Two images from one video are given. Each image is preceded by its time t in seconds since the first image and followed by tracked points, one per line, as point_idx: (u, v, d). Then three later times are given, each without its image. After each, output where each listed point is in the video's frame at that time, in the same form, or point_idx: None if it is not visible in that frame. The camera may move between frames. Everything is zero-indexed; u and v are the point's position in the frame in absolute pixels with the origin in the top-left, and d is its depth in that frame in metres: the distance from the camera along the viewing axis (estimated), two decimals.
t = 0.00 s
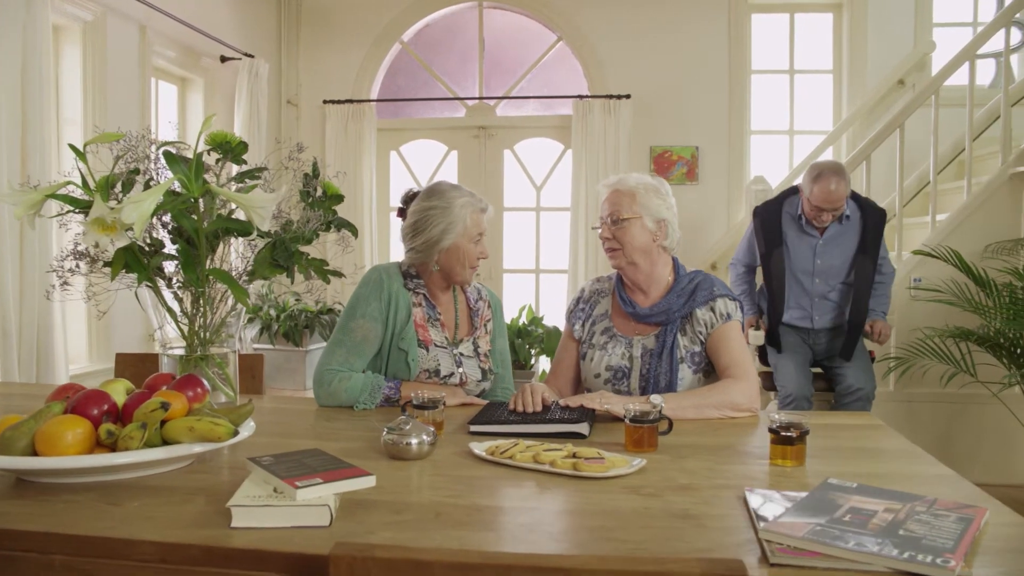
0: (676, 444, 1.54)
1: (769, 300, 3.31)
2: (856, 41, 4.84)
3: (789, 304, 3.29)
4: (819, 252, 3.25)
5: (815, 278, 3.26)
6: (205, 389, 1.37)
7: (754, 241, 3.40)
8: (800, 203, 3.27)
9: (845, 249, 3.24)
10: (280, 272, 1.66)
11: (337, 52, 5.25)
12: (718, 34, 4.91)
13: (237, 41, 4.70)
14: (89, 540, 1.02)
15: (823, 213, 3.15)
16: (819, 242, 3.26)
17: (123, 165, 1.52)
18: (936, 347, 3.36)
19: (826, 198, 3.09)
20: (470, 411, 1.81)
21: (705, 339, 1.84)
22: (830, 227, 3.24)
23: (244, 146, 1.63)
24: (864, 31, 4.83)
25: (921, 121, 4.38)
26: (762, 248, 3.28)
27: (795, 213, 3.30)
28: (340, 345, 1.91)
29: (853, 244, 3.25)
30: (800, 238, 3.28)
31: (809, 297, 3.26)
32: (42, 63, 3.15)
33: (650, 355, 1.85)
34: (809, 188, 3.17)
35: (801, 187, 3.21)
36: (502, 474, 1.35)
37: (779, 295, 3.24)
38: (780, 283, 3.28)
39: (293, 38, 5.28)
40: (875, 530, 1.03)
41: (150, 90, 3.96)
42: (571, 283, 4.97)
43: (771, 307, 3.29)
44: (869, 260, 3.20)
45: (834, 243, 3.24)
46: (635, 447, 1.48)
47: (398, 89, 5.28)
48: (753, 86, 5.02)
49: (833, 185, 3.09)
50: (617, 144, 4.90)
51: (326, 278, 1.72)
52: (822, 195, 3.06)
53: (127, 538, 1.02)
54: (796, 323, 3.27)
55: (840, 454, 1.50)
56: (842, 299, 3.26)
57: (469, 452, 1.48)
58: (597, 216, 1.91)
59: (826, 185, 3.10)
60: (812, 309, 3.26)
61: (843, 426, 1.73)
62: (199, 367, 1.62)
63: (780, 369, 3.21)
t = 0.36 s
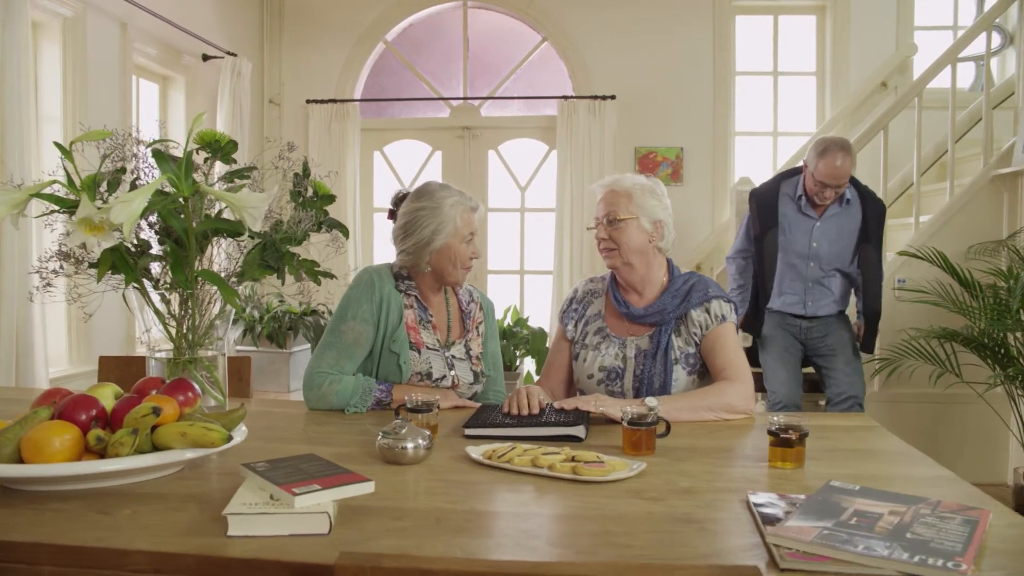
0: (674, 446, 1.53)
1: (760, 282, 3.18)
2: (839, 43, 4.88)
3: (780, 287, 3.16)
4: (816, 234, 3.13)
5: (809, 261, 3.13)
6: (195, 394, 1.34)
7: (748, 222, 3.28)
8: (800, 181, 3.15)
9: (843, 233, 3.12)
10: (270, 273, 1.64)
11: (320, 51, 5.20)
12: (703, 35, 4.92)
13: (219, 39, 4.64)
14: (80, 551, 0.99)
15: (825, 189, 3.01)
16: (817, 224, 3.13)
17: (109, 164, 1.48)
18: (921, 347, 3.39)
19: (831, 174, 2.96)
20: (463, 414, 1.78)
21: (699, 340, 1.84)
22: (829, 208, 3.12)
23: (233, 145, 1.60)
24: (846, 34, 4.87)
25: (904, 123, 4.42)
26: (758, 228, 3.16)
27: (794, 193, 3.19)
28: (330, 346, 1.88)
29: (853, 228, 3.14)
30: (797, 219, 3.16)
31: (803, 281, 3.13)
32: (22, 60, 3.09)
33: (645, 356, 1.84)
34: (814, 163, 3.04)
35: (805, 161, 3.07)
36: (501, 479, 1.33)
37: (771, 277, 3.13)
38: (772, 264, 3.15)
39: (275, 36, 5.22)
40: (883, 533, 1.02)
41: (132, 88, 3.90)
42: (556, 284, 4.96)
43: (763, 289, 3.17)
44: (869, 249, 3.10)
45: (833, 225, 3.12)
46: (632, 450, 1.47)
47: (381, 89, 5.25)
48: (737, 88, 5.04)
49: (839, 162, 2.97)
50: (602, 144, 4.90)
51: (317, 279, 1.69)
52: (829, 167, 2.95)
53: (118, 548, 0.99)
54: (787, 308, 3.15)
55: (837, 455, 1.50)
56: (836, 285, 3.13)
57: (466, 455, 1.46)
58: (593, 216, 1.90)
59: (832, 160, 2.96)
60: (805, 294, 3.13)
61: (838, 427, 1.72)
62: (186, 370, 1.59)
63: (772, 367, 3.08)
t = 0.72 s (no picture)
0: (674, 448, 1.52)
1: (759, 280, 3.01)
2: (825, 44, 4.91)
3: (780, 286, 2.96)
4: (820, 233, 2.92)
5: (811, 260, 2.93)
6: (190, 399, 1.31)
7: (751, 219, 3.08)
8: (809, 176, 2.95)
9: (848, 234, 2.93)
10: (264, 275, 1.61)
11: (305, 50, 5.15)
12: (689, 35, 4.93)
13: (203, 37, 4.58)
14: (74, 561, 0.96)
15: (835, 189, 2.82)
16: (822, 223, 2.93)
17: (98, 163, 1.45)
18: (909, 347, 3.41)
19: (842, 170, 2.76)
20: (459, 416, 1.76)
21: (696, 342, 1.83)
22: (836, 208, 2.93)
23: (225, 144, 1.57)
24: (832, 36, 4.90)
25: (888, 124, 4.45)
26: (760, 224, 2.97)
27: (800, 189, 2.99)
28: (323, 348, 1.85)
29: (859, 231, 2.95)
30: (802, 215, 2.96)
31: (806, 282, 2.92)
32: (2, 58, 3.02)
33: (643, 358, 1.83)
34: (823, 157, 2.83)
35: (815, 155, 2.87)
36: (503, 482, 1.31)
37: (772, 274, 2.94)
38: (774, 262, 2.97)
39: (260, 35, 5.17)
40: (893, 535, 1.01)
41: (114, 86, 3.84)
42: (543, 284, 4.95)
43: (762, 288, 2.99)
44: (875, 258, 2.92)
45: (839, 225, 2.92)
46: (633, 451, 1.45)
47: (367, 88, 5.21)
48: (723, 89, 5.06)
49: (852, 158, 2.75)
50: (589, 144, 4.89)
51: (310, 280, 1.66)
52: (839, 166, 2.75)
53: (115, 558, 0.96)
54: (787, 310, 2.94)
55: (837, 455, 1.49)
56: (838, 289, 2.92)
57: (465, 459, 1.44)
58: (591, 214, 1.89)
59: (844, 154, 2.75)
60: (805, 295, 2.91)
61: (837, 428, 1.72)
62: (178, 373, 1.55)
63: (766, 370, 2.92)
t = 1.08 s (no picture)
0: (672, 449, 1.51)
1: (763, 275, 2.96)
2: (809, 45, 4.94)
3: (785, 280, 2.94)
4: (828, 228, 2.93)
5: (818, 255, 2.93)
6: (182, 402, 1.28)
7: (757, 208, 3.07)
8: (822, 169, 2.95)
9: (853, 230, 2.94)
10: (256, 276, 1.58)
11: (288, 48, 5.10)
12: (674, 35, 4.93)
13: (184, 34, 4.52)
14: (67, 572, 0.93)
15: (848, 186, 2.83)
16: (830, 217, 2.94)
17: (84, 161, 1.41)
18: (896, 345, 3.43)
19: (857, 168, 2.76)
20: (453, 418, 1.74)
21: (692, 342, 1.82)
22: (847, 204, 2.94)
23: (216, 142, 1.54)
24: (816, 37, 4.93)
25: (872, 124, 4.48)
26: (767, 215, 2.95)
27: (811, 180, 2.99)
28: (314, 350, 1.82)
29: (867, 229, 2.95)
30: (810, 209, 2.96)
31: (809, 278, 2.92)
32: None
33: (638, 359, 1.81)
34: (838, 150, 2.83)
35: (830, 148, 2.86)
36: (502, 485, 1.30)
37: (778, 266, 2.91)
38: (778, 253, 2.94)
39: (242, 32, 5.11)
40: (902, 536, 1.01)
41: (94, 83, 3.77)
42: (527, 284, 4.93)
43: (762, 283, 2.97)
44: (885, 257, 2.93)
45: (846, 221, 2.93)
46: (632, 453, 1.44)
47: (351, 86, 5.17)
48: (707, 89, 5.07)
49: (869, 156, 2.75)
50: (575, 143, 4.89)
51: (303, 281, 1.63)
52: (854, 162, 2.75)
53: (110, 568, 0.93)
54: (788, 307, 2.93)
55: (835, 455, 1.49)
56: (841, 287, 2.93)
57: (463, 462, 1.42)
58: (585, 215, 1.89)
59: (860, 151, 2.76)
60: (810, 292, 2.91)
61: (834, 428, 1.72)
62: (167, 375, 1.52)
63: (763, 372, 2.89)
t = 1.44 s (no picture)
0: (669, 450, 1.50)
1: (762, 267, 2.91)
2: (789, 47, 4.97)
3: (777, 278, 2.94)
4: (817, 223, 2.93)
5: (809, 251, 2.94)
6: (172, 406, 1.25)
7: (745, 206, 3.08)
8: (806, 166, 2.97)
9: (845, 224, 2.94)
10: (246, 278, 1.55)
11: (267, 45, 5.04)
12: (656, 36, 4.94)
13: (162, 30, 4.45)
14: None
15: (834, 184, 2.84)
16: (818, 212, 2.95)
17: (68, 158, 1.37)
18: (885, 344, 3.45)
19: (843, 165, 2.78)
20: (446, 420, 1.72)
21: (685, 343, 1.81)
22: (834, 199, 2.95)
23: (204, 139, 1.50)
24: (796, 39, 4.97)
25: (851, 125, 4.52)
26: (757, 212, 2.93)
27: (795, 178, 3.01)
28: (304, 352, 1.79)
29: (857, 223, 2.96)
30: (798, 205, 2.97)
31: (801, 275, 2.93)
32: None
33: (632, 360, 1.80)
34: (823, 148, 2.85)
35: (815, 146, 2.88)
36: (501, 489, 1.28)
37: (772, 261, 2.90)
38: (771, 251, 2.92)
39: (220, 29, 5.04)
40: (909, 538, 1.00)
41: (70, 80, 3.70)
42: (509, 284, 4.91)
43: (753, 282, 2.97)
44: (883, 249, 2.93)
45: (835, 215, 2.94)
46: (629, 454, 1.43)
47: (331, 85, 5.12)
48: (688, 89, 5.09)
49: (854, 154, 2.77)
50: (557, 143, 4.88)
51: (293, 281, 1.60)
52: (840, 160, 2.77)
53: None
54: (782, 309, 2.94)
55: (831, 455, 1.49)
56: (832, 282, 2.94)
57: (459, 465, 1.40)
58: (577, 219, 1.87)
59: (845, 149, 2.77)
60: (800, 289, 2.92)
61: (827, 427, 1.72)
62: (153, 378, 1.49)
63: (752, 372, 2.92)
